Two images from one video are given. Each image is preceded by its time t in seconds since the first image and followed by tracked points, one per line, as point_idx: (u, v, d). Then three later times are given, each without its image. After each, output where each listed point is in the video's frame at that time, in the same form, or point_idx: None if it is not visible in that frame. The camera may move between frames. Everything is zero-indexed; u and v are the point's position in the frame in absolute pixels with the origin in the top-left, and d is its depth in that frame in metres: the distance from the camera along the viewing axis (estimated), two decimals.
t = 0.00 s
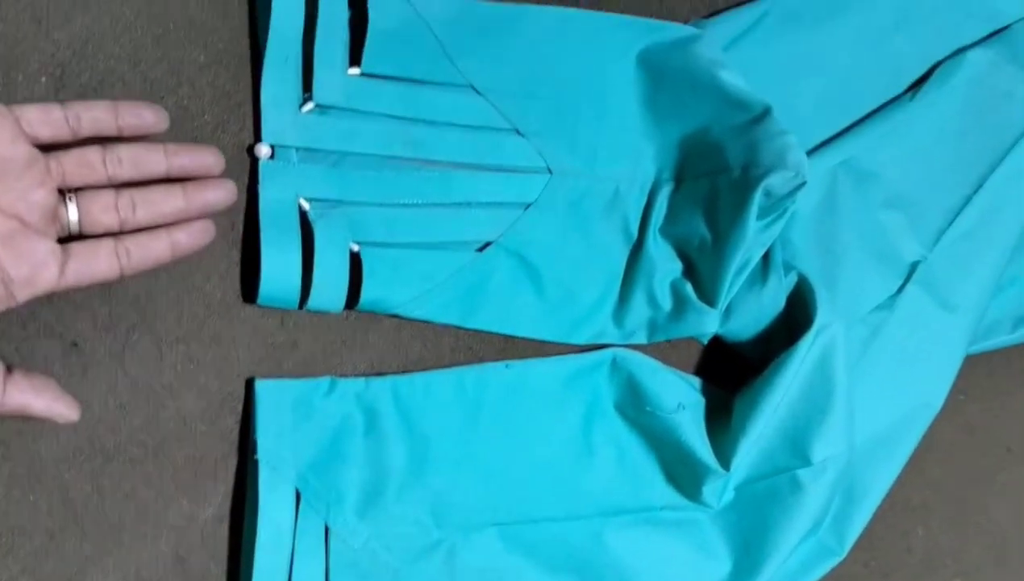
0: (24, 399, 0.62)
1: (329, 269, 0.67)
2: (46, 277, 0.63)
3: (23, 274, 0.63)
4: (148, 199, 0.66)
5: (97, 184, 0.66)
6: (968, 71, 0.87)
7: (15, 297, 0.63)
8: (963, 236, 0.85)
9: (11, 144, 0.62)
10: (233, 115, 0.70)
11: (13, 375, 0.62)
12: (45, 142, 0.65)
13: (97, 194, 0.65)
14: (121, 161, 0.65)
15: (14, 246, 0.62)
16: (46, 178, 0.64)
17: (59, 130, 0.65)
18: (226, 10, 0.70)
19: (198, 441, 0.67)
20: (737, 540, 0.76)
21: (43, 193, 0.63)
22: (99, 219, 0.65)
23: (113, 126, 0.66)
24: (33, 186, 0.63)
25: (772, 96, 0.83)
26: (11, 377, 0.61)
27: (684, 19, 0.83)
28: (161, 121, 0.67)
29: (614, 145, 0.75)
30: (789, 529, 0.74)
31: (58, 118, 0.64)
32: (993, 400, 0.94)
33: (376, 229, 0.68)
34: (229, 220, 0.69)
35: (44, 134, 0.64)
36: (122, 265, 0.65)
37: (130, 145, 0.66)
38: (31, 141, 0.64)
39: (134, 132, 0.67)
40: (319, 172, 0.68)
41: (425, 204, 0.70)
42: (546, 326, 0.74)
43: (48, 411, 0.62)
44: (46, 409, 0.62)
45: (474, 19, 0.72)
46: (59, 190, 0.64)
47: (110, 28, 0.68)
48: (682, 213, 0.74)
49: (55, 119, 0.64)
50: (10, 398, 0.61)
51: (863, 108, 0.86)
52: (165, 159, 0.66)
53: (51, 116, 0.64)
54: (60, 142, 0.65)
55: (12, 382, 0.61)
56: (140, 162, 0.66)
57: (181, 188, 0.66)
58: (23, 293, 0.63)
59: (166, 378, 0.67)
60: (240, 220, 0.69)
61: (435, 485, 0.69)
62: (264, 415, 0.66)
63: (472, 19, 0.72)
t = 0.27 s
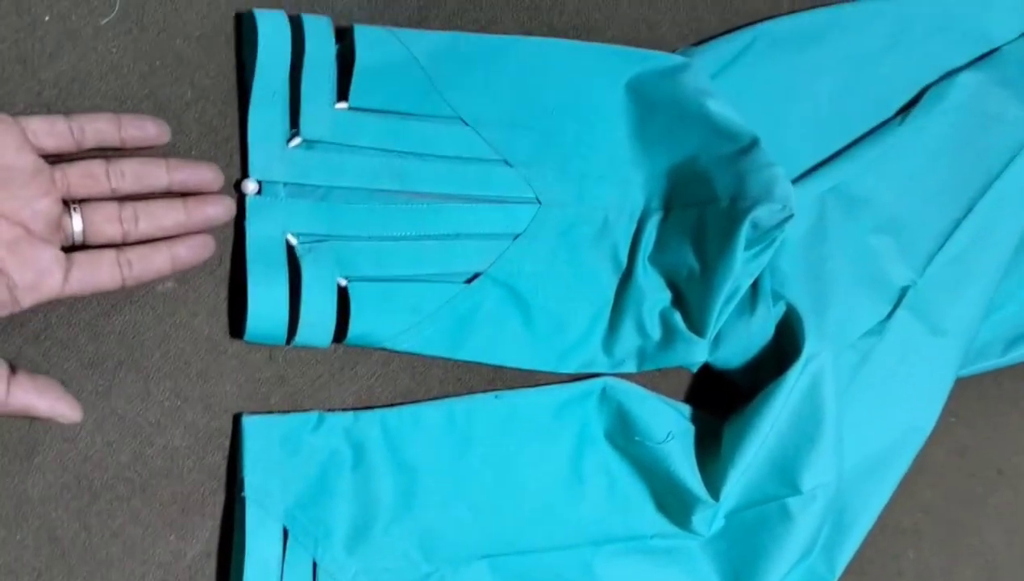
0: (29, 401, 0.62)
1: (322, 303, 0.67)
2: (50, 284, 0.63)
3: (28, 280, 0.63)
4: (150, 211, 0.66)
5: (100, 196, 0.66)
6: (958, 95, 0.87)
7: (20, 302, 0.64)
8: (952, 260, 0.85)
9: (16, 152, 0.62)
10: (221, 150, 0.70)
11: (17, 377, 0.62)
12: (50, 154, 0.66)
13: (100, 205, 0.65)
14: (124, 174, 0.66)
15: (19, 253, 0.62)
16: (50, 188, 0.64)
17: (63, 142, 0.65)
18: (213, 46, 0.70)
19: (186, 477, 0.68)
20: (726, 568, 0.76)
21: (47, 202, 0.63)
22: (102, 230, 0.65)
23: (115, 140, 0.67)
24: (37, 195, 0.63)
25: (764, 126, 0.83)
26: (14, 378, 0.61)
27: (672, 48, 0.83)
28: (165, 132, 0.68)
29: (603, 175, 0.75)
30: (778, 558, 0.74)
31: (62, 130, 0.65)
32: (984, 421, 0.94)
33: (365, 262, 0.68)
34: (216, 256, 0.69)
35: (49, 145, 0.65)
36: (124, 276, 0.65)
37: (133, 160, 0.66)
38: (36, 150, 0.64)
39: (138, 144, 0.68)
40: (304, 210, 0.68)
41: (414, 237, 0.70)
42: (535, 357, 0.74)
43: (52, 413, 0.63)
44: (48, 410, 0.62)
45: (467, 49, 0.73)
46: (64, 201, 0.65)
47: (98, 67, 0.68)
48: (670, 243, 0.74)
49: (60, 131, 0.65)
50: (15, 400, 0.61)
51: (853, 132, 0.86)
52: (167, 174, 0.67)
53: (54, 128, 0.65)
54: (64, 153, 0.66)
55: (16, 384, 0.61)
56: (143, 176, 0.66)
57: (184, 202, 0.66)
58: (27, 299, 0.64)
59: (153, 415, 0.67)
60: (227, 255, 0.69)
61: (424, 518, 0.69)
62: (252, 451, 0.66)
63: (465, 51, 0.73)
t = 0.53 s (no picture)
0: (38, 418, 0.61)
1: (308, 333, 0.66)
2: (60, 308, 0.63)
3: (39, 303, 0.63)
4: (160, 241, 0.66)
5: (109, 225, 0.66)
6: (950, 113, 0.85)
7: (30, 325, 0.64)
8: (943, 281, 0.84)
9: (28, 178, 0.62)
10: (206, 181, 0.70)
11: (25, 393, 0.61)
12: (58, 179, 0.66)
13: (110, 234, 0.65)
14: (134, 204, 0.66)
15: (30, 276, 0.62)
16: (61, 215, 0.64)
17: (73, 170, 0.65)
18: (197, 76, 0.70)
19: (171, 510, 0.67)
20: None
21: (58, 228, 0.63)
22: (113, 259, 0.65)
23: (124, 168, 0.66)
24: (49, 221, 0.63)
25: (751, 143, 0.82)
26: (23, 395, 0.60)
27: (660, 70, 0.83)
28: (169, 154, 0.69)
29: (592, 200, 0.75)
30: None
31: (73, 158, 0.65)
32: (976, 440, 0.94)
33: (353, 293, 0.68)
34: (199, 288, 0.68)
35: (59, 172, 0.65)
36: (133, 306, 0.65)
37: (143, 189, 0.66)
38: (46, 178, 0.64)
39: (145, 173, 0.67)
40: (298, 242, 0.68)
41: (401, 266, 0.70)
42: (524, 384, 0.74)
43: (61, 431, 0.62)
44: (56, 428, 0.61)
45: (454, 76, 0.72)
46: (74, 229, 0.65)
47: (81, 98, 0.68)
48: (660, 267, 0.74)
49: (70, 158, 0.65)
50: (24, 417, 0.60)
51: (844, 150, 0.84)
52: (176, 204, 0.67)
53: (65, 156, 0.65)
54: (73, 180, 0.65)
55: (24, 400, 0.60)
56: (152, 205, 0.66)
57: (194, 234, 0.66)
58: (37, 322, 0.64)
59: (138, 449, 0.67)
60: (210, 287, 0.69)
61: (412, 548, 0.68)
62: (237, 484, 0.66)
63: (452, 77, 0.72)
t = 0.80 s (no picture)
0: (47, 431, 0.60)
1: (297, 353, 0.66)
2: (70, 322, 0.62)
3: (48, 317, 0.62)
4: (163, 257, 0.65)
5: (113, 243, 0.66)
6: (945, 125, 0.84)
7: (39, 339, 0.62)
8: (938, 294, 0.83)
9: (36, 191, 0.62)
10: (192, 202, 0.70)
11: (34, 405, 0.60)
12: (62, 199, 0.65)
13: (115, 251, 0.65)
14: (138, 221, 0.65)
15: (40, 289, 0.61)
16: (68, 230, 0.63)
17: (77, 188, 0.65)
18: (183, 96, 0.70)
19: (158, 535, 0.67)
20: None
21: (66, 242, 0.62)
22: (117, 276, 0.65)
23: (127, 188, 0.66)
24: (57, 234, 0.62)
25: (744, 160, 0.81)
26: (31, 407, 0.60)
27: (652, 83, 0.82)
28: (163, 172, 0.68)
29: (584, 216, 0.74)
30: None
31: (78, 175, 0.65)
32: (971, 452, 0.93)
33: (346, 314, 0.67)
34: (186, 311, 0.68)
35: (64, 188, 0.64)
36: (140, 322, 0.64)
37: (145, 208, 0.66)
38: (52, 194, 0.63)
39: (148, 196, 0.67)
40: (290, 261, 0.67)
41: (391, 284, 0.69)
42: (514, 403, 0.73)
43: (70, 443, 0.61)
44: (65, 441, 0.60)
45: (444, 92, 0.72)
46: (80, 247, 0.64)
47: (64, 120, 0.67)
48: (651, 285, 0.73)
49: (75, 176, 0.65)
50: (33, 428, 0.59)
51: (837, 163, 0.83)
52: (178, 223, 0.67)
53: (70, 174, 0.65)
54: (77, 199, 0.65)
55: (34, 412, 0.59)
56: (155, 223, 0.66)
57: (196, 248, 0.66)
58: (46, 337, 0.62)
59: (124, 474, 0.66)
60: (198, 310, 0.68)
61: (402, 569, 0.68)
62: (224, 509, 0.65)
63: (442, 93, 0.72)
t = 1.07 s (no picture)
0: (52, 433, 0.60)
1: (292, 363, 0.65)
2: (74, 325, 0.62)
3: (51, 320, 0.62)
4: (160, 260, 0.66)
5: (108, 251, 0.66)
6: (942, 127, 0.83)
7: (42, 343, 0.62)
8: (936, 298, 0.82)
9: (39, 195, 0.62)
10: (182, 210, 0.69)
11: (39, 408, 0.60)
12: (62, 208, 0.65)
13: (111, 257, 0.65)
14: (130, 228, 0.66)
15: (44, 292, 0.61)
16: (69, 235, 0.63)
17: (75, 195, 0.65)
18: (174, 103, 0.69)
19: (151, 545, 0.66)
20: None
21: (67, 246, 0.63)
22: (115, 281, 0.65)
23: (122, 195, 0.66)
24: (59, 239, 0.62)
25: (741, 160, 0.80)
26: (37, 408, 0.59)
27: (648, 87, 0.82)
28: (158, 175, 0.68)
29: (579, 223, 0.74)
30: None
31: (76, 181, 0.65)
32: (968, 455, 0.93)
33: (339, 323, 0.67)
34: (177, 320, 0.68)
35: (63, 195, 0.64)
36: (144, 323, 0.64)
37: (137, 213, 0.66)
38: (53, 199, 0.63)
39: (147, 200, 0.67)
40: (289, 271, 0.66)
41: (383, 291, 0.69)
42: (508, 410, 0.73)
43: (74, 445, 0.61)
44: (72, 443, 0.60)
45: (438, 98, 0.71)
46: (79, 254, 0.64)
47: (54, 129, 0.67)
48: (647, 291, 0.73)
49: (73, 182, 0.65)
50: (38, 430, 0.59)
51: (833, 168, 0.82)
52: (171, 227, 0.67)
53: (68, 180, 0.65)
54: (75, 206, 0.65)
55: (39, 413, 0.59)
56: (149, 227, 0.66)
57: (185, 250, 0.65)
58: (49, 341, 0.62)
59: (116, 484, 0.66)
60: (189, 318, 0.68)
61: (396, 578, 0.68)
62: (217, 519, 0.65)
63: (436, 98, 0.71)
